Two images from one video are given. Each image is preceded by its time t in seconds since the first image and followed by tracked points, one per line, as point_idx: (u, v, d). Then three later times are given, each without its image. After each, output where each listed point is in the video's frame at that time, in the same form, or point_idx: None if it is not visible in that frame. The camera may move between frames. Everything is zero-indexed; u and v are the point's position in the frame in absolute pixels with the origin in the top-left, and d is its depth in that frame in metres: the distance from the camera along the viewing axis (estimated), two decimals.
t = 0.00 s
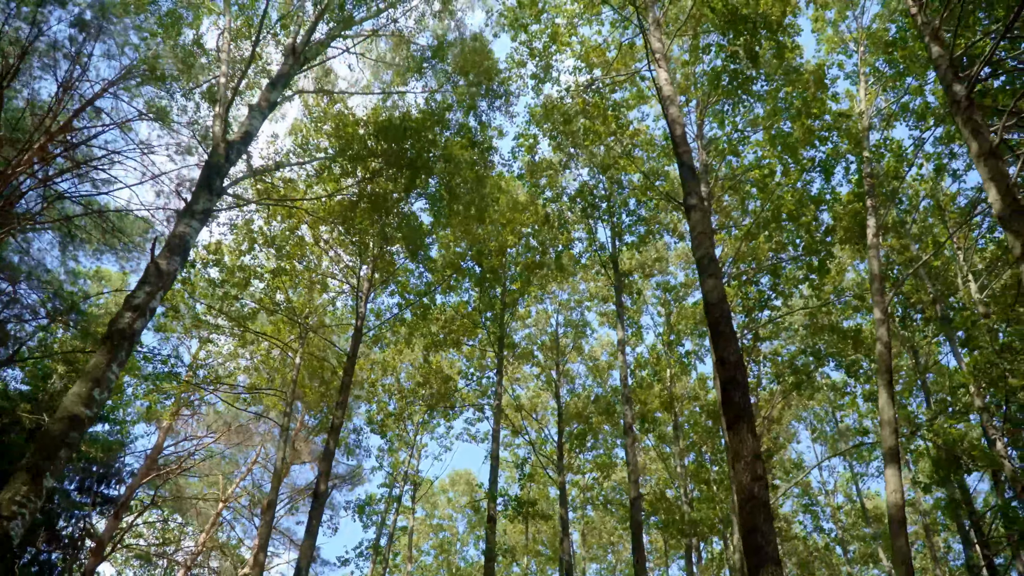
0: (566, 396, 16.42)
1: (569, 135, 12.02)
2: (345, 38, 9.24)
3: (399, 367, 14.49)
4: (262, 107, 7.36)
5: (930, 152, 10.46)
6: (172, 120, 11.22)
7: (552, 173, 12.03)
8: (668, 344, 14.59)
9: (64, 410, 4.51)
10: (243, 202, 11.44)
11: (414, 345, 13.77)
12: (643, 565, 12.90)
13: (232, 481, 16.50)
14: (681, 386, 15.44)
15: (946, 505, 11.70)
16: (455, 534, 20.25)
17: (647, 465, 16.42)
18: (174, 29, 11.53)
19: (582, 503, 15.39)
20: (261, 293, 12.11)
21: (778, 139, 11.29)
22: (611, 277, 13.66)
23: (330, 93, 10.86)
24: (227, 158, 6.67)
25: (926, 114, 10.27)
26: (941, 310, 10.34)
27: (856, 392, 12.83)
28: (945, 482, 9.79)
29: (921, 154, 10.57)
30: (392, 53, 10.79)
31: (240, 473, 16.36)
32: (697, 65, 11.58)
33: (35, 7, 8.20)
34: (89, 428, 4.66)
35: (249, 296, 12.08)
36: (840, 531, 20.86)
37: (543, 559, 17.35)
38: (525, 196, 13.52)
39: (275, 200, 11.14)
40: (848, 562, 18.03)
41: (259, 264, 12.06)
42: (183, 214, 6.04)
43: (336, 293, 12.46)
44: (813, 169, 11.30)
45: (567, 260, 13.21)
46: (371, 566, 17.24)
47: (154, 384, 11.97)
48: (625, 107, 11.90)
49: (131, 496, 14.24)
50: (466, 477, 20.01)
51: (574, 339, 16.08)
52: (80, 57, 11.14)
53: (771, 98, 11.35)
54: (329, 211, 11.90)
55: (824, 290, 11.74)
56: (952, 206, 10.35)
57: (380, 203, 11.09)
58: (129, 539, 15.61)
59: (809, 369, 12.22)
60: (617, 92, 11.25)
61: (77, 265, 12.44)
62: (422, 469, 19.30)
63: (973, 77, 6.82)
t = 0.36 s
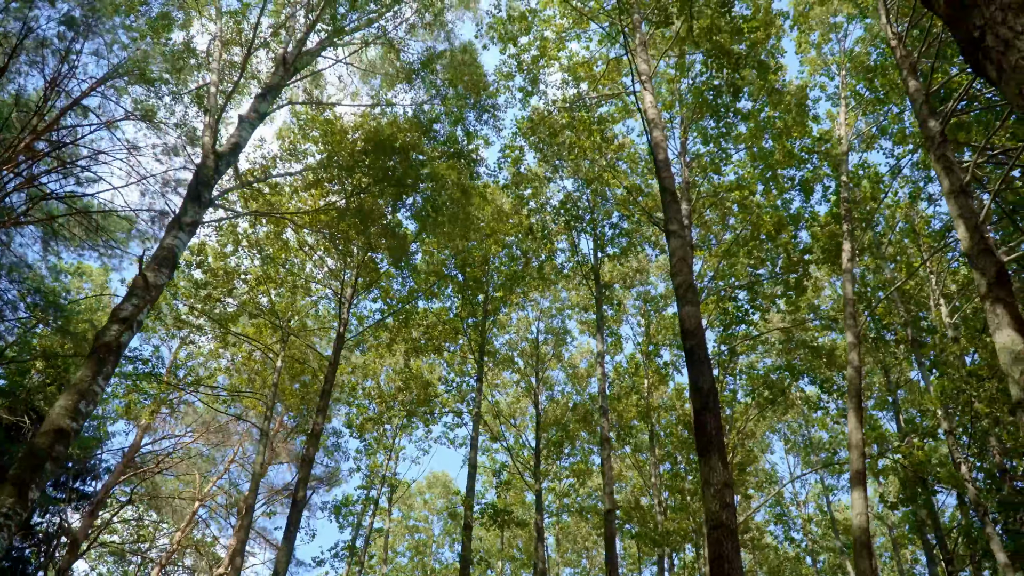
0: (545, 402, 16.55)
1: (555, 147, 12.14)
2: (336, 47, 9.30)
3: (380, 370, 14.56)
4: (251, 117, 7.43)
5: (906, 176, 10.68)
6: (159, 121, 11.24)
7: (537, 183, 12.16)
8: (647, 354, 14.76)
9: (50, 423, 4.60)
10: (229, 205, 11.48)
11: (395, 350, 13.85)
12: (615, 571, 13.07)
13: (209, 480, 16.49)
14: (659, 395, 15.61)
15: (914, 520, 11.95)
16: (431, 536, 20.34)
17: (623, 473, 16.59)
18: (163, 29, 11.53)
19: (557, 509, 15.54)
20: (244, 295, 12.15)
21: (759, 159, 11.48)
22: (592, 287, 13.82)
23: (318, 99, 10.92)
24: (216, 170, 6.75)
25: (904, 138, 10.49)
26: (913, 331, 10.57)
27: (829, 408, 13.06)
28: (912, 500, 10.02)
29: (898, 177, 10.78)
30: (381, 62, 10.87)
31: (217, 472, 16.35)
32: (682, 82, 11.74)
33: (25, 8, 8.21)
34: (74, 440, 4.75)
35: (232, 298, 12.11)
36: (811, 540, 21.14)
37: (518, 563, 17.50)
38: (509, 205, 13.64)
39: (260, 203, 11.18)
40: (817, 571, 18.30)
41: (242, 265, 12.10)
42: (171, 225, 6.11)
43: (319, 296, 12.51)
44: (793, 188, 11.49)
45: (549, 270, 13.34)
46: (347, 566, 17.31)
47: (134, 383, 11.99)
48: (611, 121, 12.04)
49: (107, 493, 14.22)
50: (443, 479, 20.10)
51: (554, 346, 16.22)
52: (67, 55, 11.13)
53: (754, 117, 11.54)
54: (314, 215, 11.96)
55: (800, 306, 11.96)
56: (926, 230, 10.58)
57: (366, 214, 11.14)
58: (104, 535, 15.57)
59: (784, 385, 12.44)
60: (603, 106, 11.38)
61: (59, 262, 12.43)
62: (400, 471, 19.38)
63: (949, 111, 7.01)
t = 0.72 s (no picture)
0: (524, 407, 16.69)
1: (540, 158, 12.27)
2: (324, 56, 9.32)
3: (361, 373, 14.64)
4: (240, 127, 7.50)
5: (883, 198, 10.90)
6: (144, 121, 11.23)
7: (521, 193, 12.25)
8: (625, 362, 14.93)
9: (37, 434, 4.67)
10: (214, 207, 11.51)
11: (376, 354, 13.92)
12: None
13: (187, 478, 16.49)
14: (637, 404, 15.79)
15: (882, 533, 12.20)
16: (407, 537, 20.44)
17: (600, 478, 16.76)
18: (151, 30, 11.54)
19: (533, 514, 15.68)
20: (227, 297, 12.18)
21: (740, 176, 11.68)
22: (573, 297, 13.96)
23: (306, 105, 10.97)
24: (204, 180, 6.83)
25: (881, 161, 10.72)
26: (886, 350, 10.79)
27: (803, 421, 13.28)
28: (879, 514, 10.26)
29: (875, 199, 11.01)
30: (370, 70, 10.94)
31: (195, 470, 16.35)
32: (667, 98, 11.90)
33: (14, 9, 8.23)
34: (60, 452, 4.83)
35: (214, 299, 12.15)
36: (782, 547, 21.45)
37: (493, 566, 17.63)
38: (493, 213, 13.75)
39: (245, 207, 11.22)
40: None
41: (226, 267, 12.14)
42: (159, 236, 6.19)
43: (302, 299, 12.57)
44: (773, 205, 11.69)
45: (532, 279, 13.46)
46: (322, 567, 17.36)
47: (113, 382, 12.00)
48: (596, 134, 12.19)
49: (84, 490, 14.20)
50: (421, 481, 20.20)
51: (534, 353, 16.36)
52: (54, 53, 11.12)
53: (736, 135, 11.73)
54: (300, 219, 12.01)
55: (777, 321, 12.17)
56: (901, 250, 10.81)
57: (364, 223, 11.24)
58: (79, 532, 15.54)
59: (760, 398, 12.64)
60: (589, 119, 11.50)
61: (40, 259, 12.40)
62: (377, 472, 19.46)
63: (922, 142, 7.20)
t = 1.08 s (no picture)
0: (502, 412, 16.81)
1: (525, 169, 12.38)
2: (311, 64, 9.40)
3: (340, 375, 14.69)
4: (227, 136, 7.57)
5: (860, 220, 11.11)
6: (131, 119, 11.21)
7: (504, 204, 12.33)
8: (603, 372, 15.08)
9: (18, 445, 4.73)
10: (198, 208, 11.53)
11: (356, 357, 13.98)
12: None
13: (163, 475, 16.46)
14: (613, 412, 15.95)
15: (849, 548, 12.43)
16: (382, 538, 20.50)
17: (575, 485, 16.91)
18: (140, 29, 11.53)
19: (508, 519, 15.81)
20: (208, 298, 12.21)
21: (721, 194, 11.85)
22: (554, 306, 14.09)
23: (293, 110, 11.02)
24: (190, 189, 6.90)
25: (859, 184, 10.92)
26: (857, 370, 11.01)
27: (775, 436, 13.50)
28: (846, 531, 10.47)
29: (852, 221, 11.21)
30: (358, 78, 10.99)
31: (171, 467, 16.34)
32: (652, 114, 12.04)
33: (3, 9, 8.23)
34: (40, 463, 4.89)
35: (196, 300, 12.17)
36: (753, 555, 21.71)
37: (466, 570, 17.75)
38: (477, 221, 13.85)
39: (230, 211, 11.25)
40: None
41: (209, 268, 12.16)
42: (143, 246, 6.25)
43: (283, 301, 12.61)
44: (752, 224, 11.87)
45: (514, 288, 13.59)
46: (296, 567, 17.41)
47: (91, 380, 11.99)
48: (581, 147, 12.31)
49: (58, 486, 14.17)
50: (397, 483, 20.27)
51: (514, 359, 16.48)
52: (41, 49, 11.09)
53: (719, 153, 11.90)
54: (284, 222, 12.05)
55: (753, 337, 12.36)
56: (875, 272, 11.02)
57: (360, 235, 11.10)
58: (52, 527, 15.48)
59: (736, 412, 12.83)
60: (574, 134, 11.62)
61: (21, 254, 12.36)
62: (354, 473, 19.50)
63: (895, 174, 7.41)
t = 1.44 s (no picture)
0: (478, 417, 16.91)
1: (508, 180, 12.47)
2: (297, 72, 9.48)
3: (318, 377, 14.72)
4: (212, 144, 7.63)
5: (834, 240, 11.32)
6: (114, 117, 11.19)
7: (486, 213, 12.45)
8: (580, 380, 15.22)
9: None
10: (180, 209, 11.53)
11: (334, 360, 14.02)
12: None
13: (136, 472, 16.42)
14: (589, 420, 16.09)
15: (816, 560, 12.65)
16: (356, 538, 20.56)
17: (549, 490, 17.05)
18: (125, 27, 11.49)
19: (482, 524, 15.93)
20: (188, 298, 12.20)
21: (700, 210, 12.03)
22: (533, 314, 14.20)
23: (279, 116, 11.05)
24: (173, 199, 6.95)
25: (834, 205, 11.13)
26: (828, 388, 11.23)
27: (746, 449, 13.72)
28: (812, 545, 10.69)
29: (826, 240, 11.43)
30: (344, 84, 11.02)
31: (145, 464, 16.30)
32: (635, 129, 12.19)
33: None
34: (15, 475, 4.94)
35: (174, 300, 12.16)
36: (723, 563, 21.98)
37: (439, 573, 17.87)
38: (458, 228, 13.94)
39: (212, 213, 11.27)
40: None
41: (189, 268, 12.16)
42: (125, 255, 6.31)
43: (263, 303, 12.63)
44: (730, 240, 12.05)
45: (493, 296, 13.70)
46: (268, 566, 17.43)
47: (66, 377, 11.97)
48: (564, 159, 12.43)
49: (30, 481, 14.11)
50: (372, 484, 20.32)
51: (492, 365, 16.59)
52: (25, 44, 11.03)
53: (699, 170, 12.06)
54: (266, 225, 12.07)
55: (727, 351, 12.56)
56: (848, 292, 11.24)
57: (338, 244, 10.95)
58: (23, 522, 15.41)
59: (709, 425, 13.04)
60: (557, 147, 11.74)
61: None
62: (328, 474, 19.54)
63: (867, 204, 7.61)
